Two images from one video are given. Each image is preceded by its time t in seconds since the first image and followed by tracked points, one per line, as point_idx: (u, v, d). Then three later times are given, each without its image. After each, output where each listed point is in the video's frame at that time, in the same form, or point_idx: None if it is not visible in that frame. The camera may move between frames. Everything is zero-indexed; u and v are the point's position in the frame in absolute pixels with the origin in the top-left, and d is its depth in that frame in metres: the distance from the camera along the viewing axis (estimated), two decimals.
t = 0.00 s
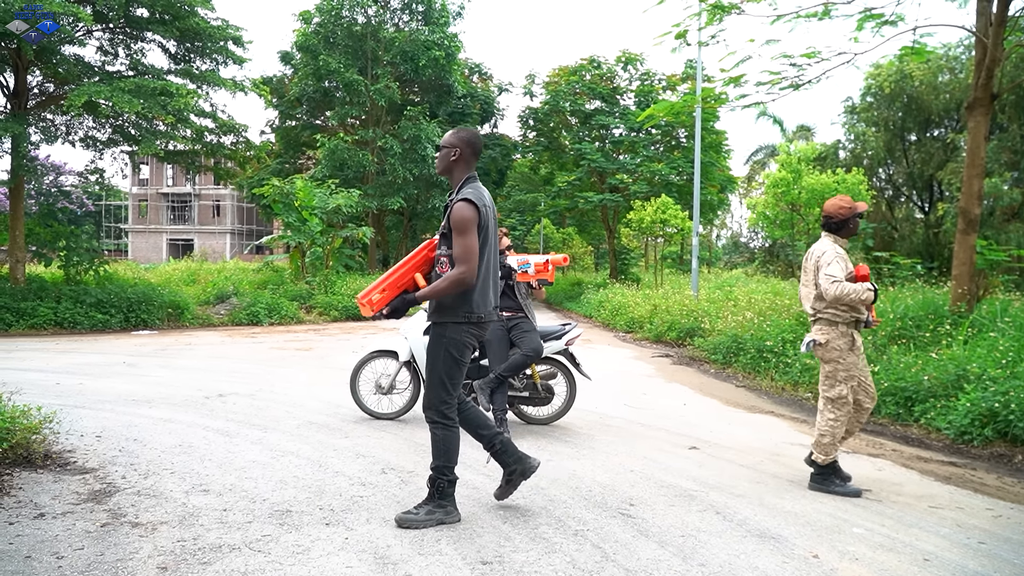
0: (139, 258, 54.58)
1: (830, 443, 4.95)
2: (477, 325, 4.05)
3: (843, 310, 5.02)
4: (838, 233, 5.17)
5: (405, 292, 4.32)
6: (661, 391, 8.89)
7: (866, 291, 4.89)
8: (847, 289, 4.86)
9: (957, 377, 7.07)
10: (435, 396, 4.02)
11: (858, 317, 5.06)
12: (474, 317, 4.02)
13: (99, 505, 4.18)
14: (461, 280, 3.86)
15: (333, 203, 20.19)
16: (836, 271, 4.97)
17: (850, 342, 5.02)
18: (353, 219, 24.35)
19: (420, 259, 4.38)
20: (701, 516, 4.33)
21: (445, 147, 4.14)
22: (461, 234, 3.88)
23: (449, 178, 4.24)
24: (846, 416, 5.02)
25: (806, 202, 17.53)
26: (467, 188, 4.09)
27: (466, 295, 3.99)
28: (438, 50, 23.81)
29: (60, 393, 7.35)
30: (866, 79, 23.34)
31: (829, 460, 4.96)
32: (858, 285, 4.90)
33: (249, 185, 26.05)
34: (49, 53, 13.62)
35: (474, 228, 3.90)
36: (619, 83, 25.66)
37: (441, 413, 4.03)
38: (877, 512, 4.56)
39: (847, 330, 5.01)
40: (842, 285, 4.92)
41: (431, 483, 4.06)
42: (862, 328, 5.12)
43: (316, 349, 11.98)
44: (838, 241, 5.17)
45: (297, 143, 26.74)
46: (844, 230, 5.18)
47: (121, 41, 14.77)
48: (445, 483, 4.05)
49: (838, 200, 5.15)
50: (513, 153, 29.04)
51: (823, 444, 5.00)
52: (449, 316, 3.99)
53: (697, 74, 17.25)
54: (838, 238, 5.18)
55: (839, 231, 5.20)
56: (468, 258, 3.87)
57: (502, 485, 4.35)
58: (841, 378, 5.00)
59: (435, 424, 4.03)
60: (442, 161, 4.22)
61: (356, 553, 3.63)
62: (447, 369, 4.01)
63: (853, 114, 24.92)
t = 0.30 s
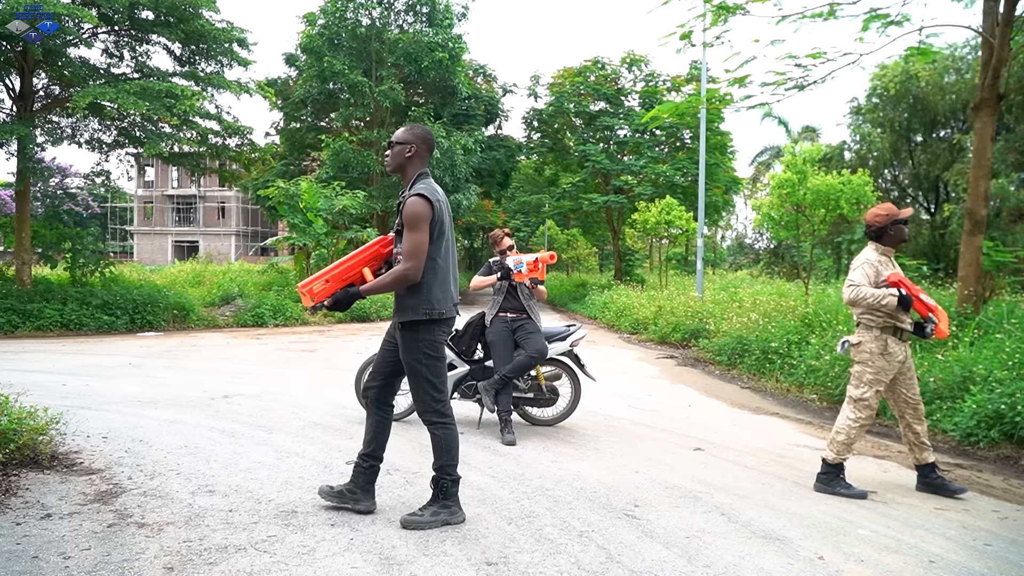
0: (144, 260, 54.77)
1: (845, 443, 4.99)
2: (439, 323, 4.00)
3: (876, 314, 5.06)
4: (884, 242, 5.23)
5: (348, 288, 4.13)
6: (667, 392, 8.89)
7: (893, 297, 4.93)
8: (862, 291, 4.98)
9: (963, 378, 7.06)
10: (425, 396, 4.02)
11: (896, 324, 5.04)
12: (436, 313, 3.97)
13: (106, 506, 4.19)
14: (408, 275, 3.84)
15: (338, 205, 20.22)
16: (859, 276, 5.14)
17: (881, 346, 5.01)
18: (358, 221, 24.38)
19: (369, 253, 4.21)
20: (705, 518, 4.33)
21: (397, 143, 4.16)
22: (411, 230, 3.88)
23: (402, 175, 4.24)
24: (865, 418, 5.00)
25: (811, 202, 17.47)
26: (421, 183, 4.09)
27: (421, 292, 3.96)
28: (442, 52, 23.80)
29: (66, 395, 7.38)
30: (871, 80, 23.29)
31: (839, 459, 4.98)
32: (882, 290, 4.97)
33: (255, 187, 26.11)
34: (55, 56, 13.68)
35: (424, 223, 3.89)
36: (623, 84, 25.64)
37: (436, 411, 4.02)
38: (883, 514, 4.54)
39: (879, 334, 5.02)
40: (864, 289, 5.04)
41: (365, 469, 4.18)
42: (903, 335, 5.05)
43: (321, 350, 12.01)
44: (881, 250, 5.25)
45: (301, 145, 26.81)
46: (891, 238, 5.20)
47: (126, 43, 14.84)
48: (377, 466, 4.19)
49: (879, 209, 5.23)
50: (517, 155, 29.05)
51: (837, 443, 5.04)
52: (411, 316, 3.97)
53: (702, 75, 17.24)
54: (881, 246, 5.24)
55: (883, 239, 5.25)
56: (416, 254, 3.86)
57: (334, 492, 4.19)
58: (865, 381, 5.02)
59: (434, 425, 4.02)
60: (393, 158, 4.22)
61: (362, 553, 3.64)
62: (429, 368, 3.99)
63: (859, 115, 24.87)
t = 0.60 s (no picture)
0: (149, 259, 54.94)
1: (877, 439, 5.01)
2: (383, 323, 3.97)
3: (908, 310, 5.07)
4: (926, 238, 5.17)
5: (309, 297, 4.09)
6: (671, 393, 8.87)
7: (918, 293, 4.91)
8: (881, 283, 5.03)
9: (969, 379, 7.03)
10: (365, 398, 3.96)
11: (927, 321, 5.01)
12: (379, 314, 3.94)
13: (111, 504, 4.20)
14: (360, 278, 3.83)
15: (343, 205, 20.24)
16: (887, 271, 5.19)
17: (911, 343, 5.01)
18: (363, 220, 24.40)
19: (321, 263, 4.12)
20: (710, 518, 4.31)
21: (345, 144, 4.43)
22: (359, 232, 3.86)
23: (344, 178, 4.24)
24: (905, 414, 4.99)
25: (816, 203, 17.44)
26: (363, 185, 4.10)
27: (368, 293, 3.93)
28: (447, 51, 23.81)
29: (71, 394, 7.40)
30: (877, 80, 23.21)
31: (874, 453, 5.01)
32: (905, 285, 5.00)
33: (260, 187, 26.17)
34: (60, 56, 13.72)
35: (372, 225, 3.88)
36: (628, 84, 25.62)
37: (376, 413, 3.97)
38: (888, 515, 4.52)
39: (908, 330, 5.03)
40: (886, 284, 5.11)
41: (317, 475, 4.10)
42: (939, 331, 5.00)
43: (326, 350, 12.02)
44: (924, 246, 5.21)
45: (306, 145, 26.89)
46: (931, 233, 5.14)
47: (132, 43, 14.88)
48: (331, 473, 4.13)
49: (923, 205, 5.20)
50: (522, 154, 29.06)
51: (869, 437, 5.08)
52: (354, 317, 3.92)
53: (707, 75, 17.23)
54: (924, 241, 5.21)
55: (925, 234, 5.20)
56: (366, 256, 3.84)
57: (293, 504, 4.11)
58: (898, 378, 5.04)
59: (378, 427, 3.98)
60: (339, 160, 4.49)
61: (367, 553, 3.64)
62: (367, 371, 3.94)
63: (864, 115, 24.82)
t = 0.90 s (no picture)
0: (153, 258, 55.00)
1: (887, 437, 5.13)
2: (341, 313, 3.97)
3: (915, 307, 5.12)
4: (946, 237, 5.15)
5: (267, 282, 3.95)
6: (673, 392, 8.85)
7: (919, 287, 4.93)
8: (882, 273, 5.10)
9: (972, 380, 7.01)
10: (285, 384, 3.87)
11: (931, 320, 5.02)
12: (339, 304, 3.95)
13: (114, 503, 4.20)
14: (326, 268, 3.82)
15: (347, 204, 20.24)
16: (895, 265, 5.24)
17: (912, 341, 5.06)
18: (366, 219, 24.40)
19: (275, 247, 4.02)
20: (713, 518, 4.30)
21: (306, 134, 4.34)
22: (323, 222, 3.85)
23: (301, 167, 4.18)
24: (905, 409, 5.07)
25: (819, 203, 17.40)
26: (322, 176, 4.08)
27: (329, 282, 3.93)
28: (451, 51, 23.80)
29: (74, 392, 7.40)
30: (881, 80, 23.12)
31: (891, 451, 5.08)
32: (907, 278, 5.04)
33: (263, 186, 26.18)
34: (64, 55, 13.72)
35: (337, 216, 3.88)
36: (632, 83, 25.57)
37: (291, 401, 3.88)
38: (891, 514, 4.50)
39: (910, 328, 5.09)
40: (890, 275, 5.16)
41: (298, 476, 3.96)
42: (944, 331, 5.00)
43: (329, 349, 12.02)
44: (946, 246, 5.18)
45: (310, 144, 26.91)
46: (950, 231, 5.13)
47: (136, 42, 14.87)
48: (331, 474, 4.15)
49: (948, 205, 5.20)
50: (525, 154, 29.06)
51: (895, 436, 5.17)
52: (311, 305, 3.92)
53: (711, 74, 17.19)
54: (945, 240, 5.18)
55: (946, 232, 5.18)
56: (331, 246, 3.83)
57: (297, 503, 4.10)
58: (901, 377, 5.12)
59: (288, 414, 3.88)
60: (297, 150, 4.37)
61: (369, 552, 3.63)
62: (302, 357, 3.88)
63: (868, 115, 24.76)
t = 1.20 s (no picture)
0: (152, 257, 54.94)
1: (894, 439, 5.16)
2: (297, 320, 3.96)
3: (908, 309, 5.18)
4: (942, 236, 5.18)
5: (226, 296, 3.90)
6: (672, 392, 8.84)
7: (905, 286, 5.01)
8: (872, 274, 5.20)
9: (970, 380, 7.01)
10: (238, 392, 3.86)
11: (923, 321, 5.06)
12: (297, 312, 3.94)
13: (112, 503, 4.19)
14: (291, 275, 3.81)
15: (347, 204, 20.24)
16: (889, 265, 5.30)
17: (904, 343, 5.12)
18: (365, 218, 24.41)
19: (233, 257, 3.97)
20: (712, 517, 4.29)
21: (266, 134, 4.05)
22: (287, 228, 3.83)
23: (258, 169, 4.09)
24: (905, 412, 5.12)
25: (818, 203, 17.42)
26: (282, 180, 4.03)
27: (288, 289, 3.92)
28: (450, 51, 23.80)
29: (73, 392, 7.39)
30: (880, 80, 23.13)
31: (895, 452, 5.09)
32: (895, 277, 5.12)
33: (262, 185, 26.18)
34: (63, 54, 13.71)
35: (300, 222, 3.88)
36: (632, 83, 25.59)
37: (243, 408, 3.87)
38: (890, 514, 4.50)
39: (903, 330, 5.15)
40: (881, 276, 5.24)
41: (218, 482, 3.90)
42: (937, 332, 5.00)
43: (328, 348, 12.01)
44: (942, 246, 5.20)
45: (309, 144, 26.91)
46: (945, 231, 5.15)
47: (135, 41, 14.86)
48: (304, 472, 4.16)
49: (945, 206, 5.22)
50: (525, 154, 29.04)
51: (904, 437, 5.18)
52: (268, 311, 3.88)
53: (710, 75, 17.20)
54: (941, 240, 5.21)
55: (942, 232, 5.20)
56: (296, 252, 3.83)
57: (293, 504, 4.10)
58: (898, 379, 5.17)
59: (237, 424, 3.86)
60: (255, 150, 4.09)
61: (368, 552, 3.62)
62: (256, 365, 3.86)
63: (867, 115, 24.78)
